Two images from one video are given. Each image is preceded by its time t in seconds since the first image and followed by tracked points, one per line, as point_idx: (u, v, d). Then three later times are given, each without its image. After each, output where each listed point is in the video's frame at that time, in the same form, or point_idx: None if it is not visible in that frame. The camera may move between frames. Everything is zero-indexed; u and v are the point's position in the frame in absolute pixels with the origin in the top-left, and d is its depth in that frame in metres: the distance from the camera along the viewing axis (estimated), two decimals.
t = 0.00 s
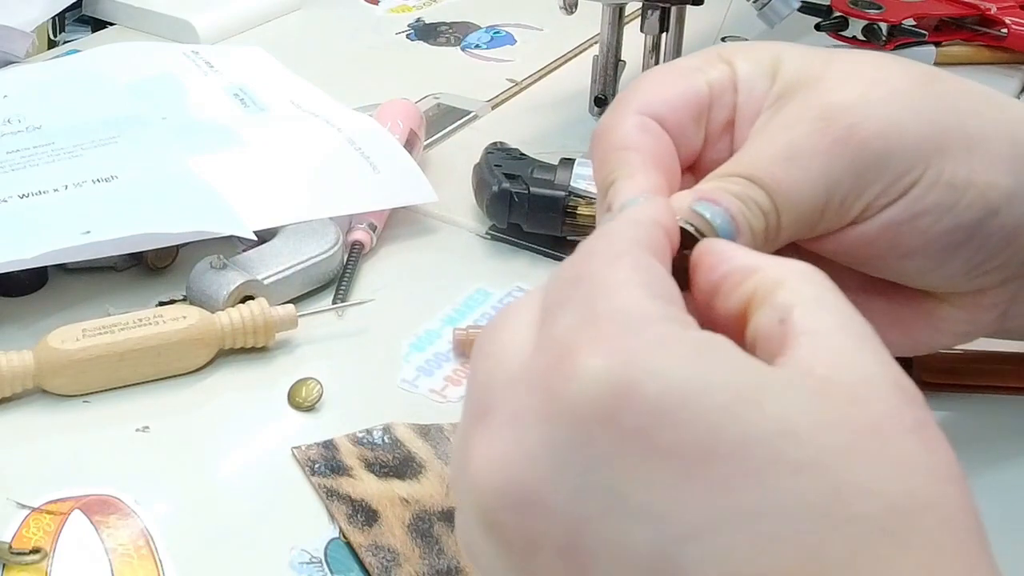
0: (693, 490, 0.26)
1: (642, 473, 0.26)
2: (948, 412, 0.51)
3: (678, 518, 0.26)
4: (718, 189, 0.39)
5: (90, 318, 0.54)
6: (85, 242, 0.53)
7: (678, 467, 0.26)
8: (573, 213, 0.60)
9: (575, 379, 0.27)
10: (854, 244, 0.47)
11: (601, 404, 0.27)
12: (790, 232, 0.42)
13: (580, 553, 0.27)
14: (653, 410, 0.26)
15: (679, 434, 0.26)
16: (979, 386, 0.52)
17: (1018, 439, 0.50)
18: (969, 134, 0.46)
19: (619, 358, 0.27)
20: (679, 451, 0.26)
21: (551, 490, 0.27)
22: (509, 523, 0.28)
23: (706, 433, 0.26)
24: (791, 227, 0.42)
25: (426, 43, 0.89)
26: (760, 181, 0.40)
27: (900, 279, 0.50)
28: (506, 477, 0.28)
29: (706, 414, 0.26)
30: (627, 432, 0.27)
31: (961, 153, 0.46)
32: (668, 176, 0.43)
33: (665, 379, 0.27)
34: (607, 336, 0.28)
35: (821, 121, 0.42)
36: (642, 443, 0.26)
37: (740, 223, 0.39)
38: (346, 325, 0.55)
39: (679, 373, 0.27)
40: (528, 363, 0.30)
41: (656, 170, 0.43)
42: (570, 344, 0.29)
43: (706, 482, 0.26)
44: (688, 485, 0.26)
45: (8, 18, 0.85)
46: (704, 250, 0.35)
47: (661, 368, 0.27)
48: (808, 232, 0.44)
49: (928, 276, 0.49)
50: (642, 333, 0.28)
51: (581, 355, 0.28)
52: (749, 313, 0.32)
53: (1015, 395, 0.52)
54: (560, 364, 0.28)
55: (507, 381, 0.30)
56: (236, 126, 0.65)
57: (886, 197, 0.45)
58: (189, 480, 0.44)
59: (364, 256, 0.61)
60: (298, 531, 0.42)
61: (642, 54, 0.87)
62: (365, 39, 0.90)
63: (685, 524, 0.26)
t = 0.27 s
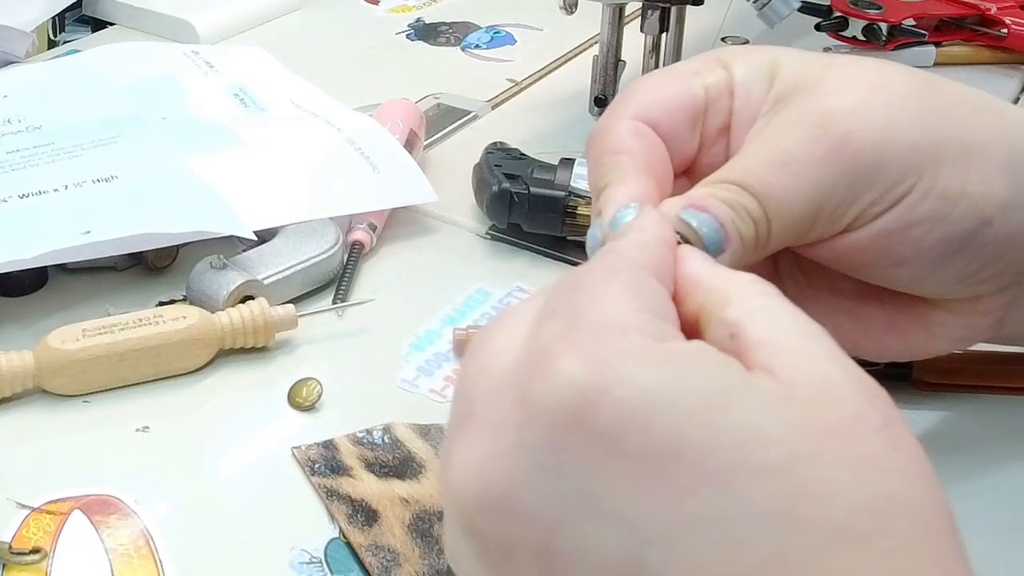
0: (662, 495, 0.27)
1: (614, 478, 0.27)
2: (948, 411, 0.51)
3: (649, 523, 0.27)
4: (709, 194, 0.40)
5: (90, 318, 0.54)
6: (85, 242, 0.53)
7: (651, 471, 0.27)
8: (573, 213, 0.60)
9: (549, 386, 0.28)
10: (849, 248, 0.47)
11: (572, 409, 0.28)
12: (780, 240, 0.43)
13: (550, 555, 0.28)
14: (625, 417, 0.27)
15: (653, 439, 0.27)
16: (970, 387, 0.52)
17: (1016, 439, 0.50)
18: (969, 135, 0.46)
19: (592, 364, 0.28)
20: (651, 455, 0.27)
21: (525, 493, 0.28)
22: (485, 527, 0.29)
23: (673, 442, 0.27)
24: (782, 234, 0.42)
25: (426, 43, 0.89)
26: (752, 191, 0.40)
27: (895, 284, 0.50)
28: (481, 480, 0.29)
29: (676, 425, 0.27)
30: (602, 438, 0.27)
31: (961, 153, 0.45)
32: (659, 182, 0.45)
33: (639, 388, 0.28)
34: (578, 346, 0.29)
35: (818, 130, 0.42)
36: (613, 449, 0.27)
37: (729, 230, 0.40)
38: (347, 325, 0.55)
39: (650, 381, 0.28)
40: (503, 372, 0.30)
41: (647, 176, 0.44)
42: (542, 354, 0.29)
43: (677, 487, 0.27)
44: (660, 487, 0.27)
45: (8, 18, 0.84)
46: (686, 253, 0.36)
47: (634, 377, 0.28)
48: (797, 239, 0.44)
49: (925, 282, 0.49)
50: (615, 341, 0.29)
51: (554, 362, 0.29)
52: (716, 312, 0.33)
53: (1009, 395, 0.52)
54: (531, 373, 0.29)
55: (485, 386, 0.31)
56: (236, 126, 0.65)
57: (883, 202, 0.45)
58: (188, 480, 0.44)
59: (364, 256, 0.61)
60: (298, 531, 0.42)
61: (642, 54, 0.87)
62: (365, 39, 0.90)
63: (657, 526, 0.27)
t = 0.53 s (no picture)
0: (645, 496, 0.28)
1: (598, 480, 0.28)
2: (949, 411, 0.51)
3: (632, 522, 0.28)
4: (700, 199, 0.40)
5: (90, 318, 0.54)
6: (85, 242, 0.53)
7: (633, 472, 0.28)
8: (572, 213, 0.60)
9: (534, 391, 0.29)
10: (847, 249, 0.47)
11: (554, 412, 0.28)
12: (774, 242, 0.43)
13: (542, 554, 0.29)
14: (607, 419, 0.28)
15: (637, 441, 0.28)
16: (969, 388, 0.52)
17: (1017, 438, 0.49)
18: (969, 135, 0.46)
19: (576, 369, 0.29)
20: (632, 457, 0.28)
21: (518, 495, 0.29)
22: (482, 529, 0.30)
23: (660, 444, 0.28)
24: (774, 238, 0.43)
25: (426, 43, 0.89)
26: (744, 199, 0.41)
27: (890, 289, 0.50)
28: (476, 483, 0.30)
29: (664, 428, 0.28)
30: (584, 440, 0.28)
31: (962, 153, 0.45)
32: (651, 187, 0.45)
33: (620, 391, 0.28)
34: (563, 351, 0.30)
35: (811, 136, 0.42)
36: (595, 451, 0.28)
37: (719, 236, 0.40)
38: (347, 325, 0.55)
39: (634, 384, 0.28)
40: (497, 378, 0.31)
41: (639, 181, 0.44)
42: (529, 359, 0.30)
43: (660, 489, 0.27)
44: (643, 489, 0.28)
45: (8, 18, 0.84)
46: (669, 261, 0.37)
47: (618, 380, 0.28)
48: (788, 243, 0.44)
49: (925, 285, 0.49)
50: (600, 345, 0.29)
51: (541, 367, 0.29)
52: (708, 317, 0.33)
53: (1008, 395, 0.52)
54: (520, 377, 0.30)
55: (478, 391, 0.31)
56: (235, 127, 0.65)
57: (882, 202, 0.45)
58: (189, 480, 0.44)
59: (364, 256, 0.61)
60: (298, 531, 0.42)
61: (642, 54, 0.87)
62: (365, 39, 0.90)
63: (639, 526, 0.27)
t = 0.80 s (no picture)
0: (630, 498, 0.28)
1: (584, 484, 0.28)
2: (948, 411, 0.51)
3: (616, 526, 0.28)
4: (703, 206, 0.40)
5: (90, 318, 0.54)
6: (86, 242, 0.53)
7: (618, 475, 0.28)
8: (573, 213, 0.60)
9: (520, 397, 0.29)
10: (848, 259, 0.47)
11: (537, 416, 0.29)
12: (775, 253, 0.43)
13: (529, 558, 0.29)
14: (594, 423, 0.28)
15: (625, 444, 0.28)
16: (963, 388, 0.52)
17: (1016, 438, 0.50)
18: (968, 134, 0.46)
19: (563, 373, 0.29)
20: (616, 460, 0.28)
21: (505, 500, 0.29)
22: (470, 535, 0.30)
23: (653, 446, 0.28)
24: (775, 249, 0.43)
25: (426, 43, 0.89)
26: (748, 206, 0.40)
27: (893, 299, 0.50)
28: (466, 489, 0.30)
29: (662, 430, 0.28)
30: (579, 443, 0.28)
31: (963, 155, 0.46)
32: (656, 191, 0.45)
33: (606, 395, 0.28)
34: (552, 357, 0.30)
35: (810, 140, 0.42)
36: (579, 455, 0.28)
37: (723, 244, 0.40)
38: (347, 325, 0.55)
39: (624, 388, 0.28)
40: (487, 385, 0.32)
41: (646, 186, 0.44)
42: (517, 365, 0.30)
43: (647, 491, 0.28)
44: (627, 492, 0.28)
45: (8, 18, 0.84)
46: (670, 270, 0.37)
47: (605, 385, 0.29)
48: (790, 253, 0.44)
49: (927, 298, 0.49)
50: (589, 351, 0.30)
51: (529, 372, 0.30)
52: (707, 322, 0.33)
53: (1004, 395, 0.52)
54: (506, 384, 0.30)
55: (477, 395, 0.31)
56: (235, 127, 0.65)
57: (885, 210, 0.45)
58: (188, 480, 0.44)
59: (364, 256, 0.61)
60: (298, 531, 0.42)
61: (642, 54, 0.87)
62: (365, 39, 0.90)
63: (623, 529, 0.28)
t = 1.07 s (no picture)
0: (621, 497, 0.28)
1: (576, 481, 0.28)
2: (947, 411, 0.51)
3: (606, 524, 0.28)
4: (700, 195, 0.40)
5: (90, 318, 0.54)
6: (86, 242, 0.53)
7: (609, 472, 0.28)
8: (572, 213, 0.60)
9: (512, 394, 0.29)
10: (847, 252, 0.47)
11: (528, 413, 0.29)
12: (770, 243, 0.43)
13: (520, 555, 0.29)
14: (594, 423, 0.28)
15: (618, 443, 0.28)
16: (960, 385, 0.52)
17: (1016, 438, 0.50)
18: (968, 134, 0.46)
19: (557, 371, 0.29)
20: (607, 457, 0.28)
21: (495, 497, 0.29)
22: (461, 532, 0.31)
23: (649, 447, 0.28)
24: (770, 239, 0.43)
25: (427, 43, 0.89)
26: (745, 194, 0.40)
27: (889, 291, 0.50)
28: (457, 485, 0.30)
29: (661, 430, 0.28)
30: (578, 444, 0.28)
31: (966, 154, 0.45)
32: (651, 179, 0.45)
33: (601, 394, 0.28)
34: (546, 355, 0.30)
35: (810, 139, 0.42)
36: (570, 453, 0.28)
37: (718, 233, 0.40)
38: (346, 325, 0.55)
39: (618, 389, 0.29)
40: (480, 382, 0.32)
41: (642, 173, 0.44)
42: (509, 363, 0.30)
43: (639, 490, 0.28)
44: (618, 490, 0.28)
45: (8, 18, 0.84)
46: (665, 261, 0.37)
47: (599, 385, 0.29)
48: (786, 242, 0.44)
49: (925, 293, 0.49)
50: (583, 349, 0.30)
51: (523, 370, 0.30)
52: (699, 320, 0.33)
53: (1001, 394, 0.52)
54: (499, 381, 0.30)
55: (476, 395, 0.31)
56: (235, 126, 0.65)
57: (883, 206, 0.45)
58: (188, 480, 0.44)
59: (364, 256, 0.61)
60: (298, 532, 0.42)
61: (642, 54, 0.87)
62: (365, 39, 0.90)
63: (613, 527, 0.28)
